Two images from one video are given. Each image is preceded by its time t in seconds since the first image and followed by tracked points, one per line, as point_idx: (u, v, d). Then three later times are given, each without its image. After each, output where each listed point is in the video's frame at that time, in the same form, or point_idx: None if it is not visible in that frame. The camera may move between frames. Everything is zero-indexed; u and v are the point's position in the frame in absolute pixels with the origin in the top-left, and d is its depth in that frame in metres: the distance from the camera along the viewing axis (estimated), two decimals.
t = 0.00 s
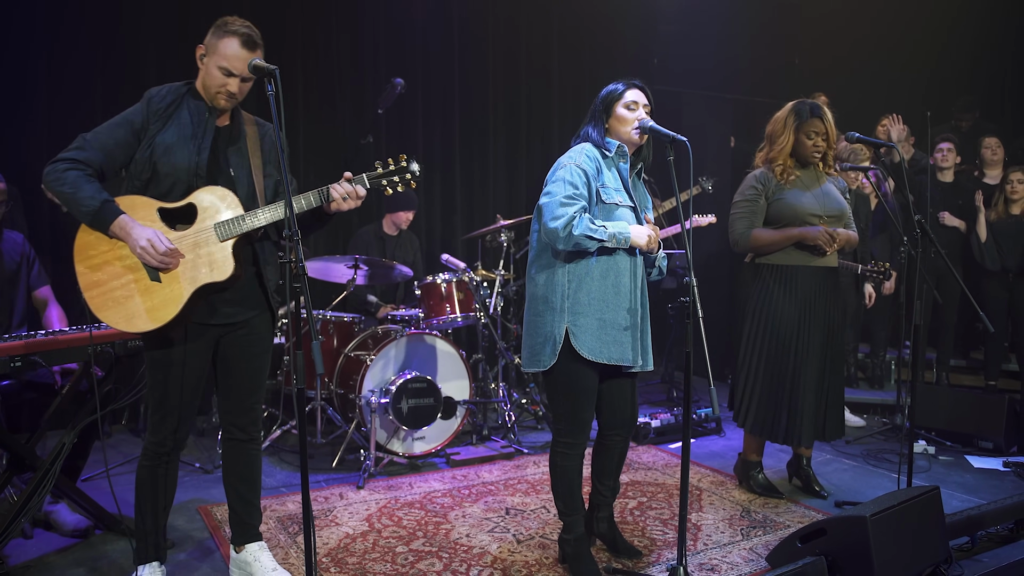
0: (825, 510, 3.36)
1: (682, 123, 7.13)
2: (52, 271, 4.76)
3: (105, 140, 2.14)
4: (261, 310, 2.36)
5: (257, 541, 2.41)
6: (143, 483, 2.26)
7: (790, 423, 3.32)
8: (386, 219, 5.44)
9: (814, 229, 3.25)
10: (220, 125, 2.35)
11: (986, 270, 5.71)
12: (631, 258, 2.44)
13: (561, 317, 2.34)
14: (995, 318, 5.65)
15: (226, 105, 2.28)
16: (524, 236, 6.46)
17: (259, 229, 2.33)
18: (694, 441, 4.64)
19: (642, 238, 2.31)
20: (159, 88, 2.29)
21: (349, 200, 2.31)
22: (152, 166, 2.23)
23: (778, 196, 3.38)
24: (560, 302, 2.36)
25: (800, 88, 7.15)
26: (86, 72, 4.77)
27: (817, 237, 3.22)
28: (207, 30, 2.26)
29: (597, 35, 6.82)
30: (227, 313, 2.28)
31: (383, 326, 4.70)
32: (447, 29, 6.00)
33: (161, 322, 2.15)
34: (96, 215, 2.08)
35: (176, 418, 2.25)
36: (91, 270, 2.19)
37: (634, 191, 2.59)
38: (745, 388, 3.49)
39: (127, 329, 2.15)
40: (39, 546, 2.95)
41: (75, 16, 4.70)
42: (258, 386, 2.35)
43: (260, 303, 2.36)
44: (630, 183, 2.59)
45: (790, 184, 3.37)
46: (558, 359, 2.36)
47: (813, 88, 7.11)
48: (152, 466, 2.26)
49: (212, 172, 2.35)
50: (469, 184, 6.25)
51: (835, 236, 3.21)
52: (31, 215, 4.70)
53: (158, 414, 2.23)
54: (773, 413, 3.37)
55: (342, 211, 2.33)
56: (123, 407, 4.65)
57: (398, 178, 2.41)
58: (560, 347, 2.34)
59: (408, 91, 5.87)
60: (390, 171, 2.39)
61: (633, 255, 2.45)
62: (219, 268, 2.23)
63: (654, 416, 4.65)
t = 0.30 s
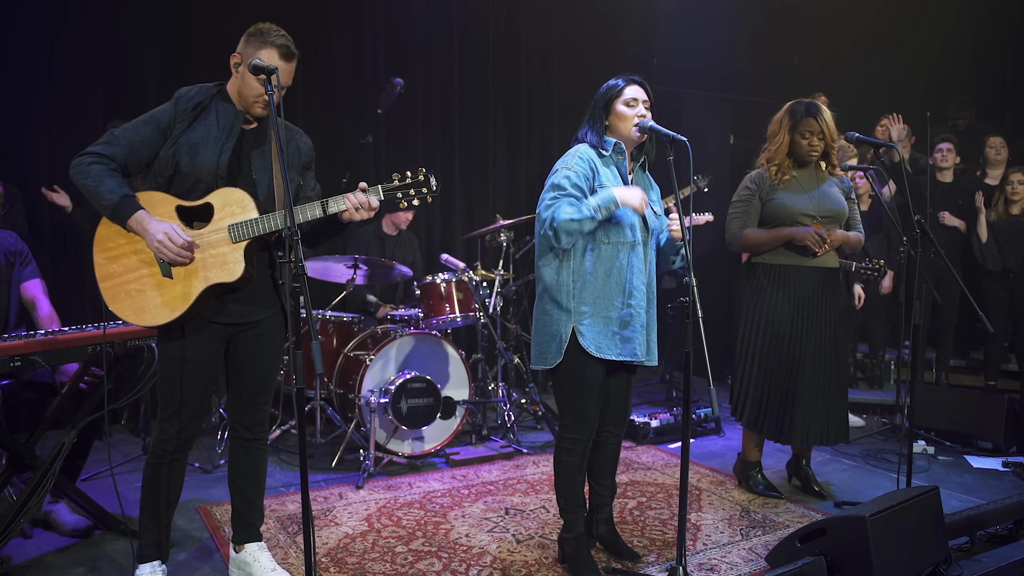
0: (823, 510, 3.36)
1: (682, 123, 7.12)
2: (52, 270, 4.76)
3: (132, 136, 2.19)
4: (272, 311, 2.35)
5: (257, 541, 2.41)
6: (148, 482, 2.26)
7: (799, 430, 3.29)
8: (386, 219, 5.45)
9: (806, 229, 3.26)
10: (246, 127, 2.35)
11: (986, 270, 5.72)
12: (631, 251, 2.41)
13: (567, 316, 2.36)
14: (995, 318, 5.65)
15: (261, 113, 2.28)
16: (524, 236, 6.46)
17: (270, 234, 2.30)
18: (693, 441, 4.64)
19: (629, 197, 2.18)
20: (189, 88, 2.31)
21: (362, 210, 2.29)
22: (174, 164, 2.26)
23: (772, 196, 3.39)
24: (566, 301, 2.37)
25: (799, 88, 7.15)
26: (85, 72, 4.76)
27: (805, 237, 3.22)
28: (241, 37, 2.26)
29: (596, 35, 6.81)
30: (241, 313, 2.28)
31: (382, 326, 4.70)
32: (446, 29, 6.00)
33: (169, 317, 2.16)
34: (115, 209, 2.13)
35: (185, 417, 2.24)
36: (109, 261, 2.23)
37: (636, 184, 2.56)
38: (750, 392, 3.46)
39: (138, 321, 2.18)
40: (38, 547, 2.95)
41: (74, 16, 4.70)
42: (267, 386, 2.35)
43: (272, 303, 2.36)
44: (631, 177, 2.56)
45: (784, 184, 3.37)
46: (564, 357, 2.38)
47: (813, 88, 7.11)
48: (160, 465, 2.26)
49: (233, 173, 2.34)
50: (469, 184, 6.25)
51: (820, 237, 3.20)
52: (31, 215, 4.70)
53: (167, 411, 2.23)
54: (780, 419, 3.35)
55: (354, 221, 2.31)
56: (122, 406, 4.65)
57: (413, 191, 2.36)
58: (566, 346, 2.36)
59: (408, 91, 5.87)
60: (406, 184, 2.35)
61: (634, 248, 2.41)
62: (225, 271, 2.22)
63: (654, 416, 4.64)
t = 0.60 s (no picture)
0: (823, 510, 3.36)
1: (681, 123, 7.13)
2: (51, 271, 4.76)
3: (142, 133, 2.20)
4: (273, 311, 2.35)
5: (256, 542, 2.41)
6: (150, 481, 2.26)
7: (792, 425, 3.33)
8: (385, 219, 5.44)
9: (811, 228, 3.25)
10: (256, 127, 2.33)
11: (985, 271, 5.72)
12: (628, 245, 2.40)
13: (566, 309, 2.38)
14: (994, 318, 5.66)
15: (259, 105, 2.26)
16: (523, 236, 6.46)
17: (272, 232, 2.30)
18: (692, 441, 4.64)
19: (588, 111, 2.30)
20: (201, 87, 2.32)
21: (364, 206, 2.28)
22: (183, 161, 2.26)
23: (773, 196, 3.39)
24: (565, 296, 2.39)
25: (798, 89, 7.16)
26: (84, 74, 4.77)
27: (809, 236, 3.22)
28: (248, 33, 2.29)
29: (595, 35, 6.80)
30: (244, 313, 2.28)
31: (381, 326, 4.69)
32: (446, 29, 6.00)
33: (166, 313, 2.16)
34: (121, 202, 2.13)
35: (187, 417, 2.24)
36: (113, 255, 2.26)
37: (635, 183, 2.55)
38: (746, 386, 3.48)
39: (141, 315, 2.19)
40: (38, 548, 2.94)
41: (73, 17, 4.70)
42: (269, 387, 2.35)
43: (275, 303, 2.35)
44: (629, 176, 2.55)
45: (785, 184, 3.37)
46: (565, 351, 2.39)
47: (812, 88, 7.12)
48: (162, 463, 2.26)
49: (240, 171, 2.35)
50: (468, 185, 6.25)
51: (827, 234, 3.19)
52: (30, 216, 4.69)
53: (169, 411, 2.23)
54: (774, 414, 3.37)
55: (356, 217, 2.31)
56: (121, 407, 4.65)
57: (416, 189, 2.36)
58: (566, 340, 2.38)
59: (407, 92, 5.86)
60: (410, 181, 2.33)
61: (630, 242, 2.41)
62: (224, 267, 2.21)
63: (653, 416, 4.65)
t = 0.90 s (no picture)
0: (822, 509, 3.36)
1: (680, 123, 7.13)
2: (50, 272, 4.76)
3: (143, 132, 2.20)
4: (272, 312, 2.35)
5: (254, 543, 2.41)
6: (149, 481, 2.26)
7: (789, 426, 3.34)
8: (382, 219, 5.44)
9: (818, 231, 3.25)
10: (254, 131, 2.33)
11: (983, 271, 5.72)
12: (623, 251, 2.40)
13: (567, 318, 2.39)
14: (992, 318, 5.66)
15: (258, 116, 2.28)
16: (521, 236, 6.46)
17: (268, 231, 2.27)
18: (690, 441, 4.64)
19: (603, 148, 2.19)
20: (202, 89, 2.32)
21: (361, 211, 2.27)
22: (182, 160, 2.26)
23: (780, 196, 3.37)
24: (565, 304, 2.40)
25: (796, 89, 7.16)
26: (81, 73, 4.75)
27: (821, 237, 3.24)
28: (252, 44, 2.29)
29: (594, 35, 6.81)
30: (241, 313, 2.27)
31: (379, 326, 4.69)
32: (444, 30, 6.00)
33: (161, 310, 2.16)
34: (119, 200, 2.13)
35: (186, 417, 2.24)
36: (110, 252, 2.27)
37: (635, 184, 2.53)
38: (744, 384, 3.49)
39: (137, 311, 2.20)
40: (37, 548, 2.93)
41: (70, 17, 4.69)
42: (267, 387, 2.34)
43: (272, 304, 2.35)
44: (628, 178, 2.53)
45: (790, 184, 3.37)
46: (567, 358, 2.41)
47: (811, 88, 7.12)
48: (161, 464, 2.25)
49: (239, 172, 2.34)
50: (466, 185, 6.25)
51: (840, 236, 3.24)
52: (28, 217, 4.69)
53: (167, 410, 2.23)
54: (772, 416, 3.38)
55: (354, 221, 2.29)
56: (120, 408, 4.65)
57: (414, 196, 2.35)
58: (567, 349, 2.39)
59: (406, 92, 5.86)
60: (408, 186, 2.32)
61: (626, 247, 2.40)
62: (217, 266, 2.21)
63: (652, 416, 4.65)
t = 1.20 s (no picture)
0: (820, 509, 3.36)
1: (678, 123, 7.13)
2: (48, 273, 4.75)
3: (136, 132, 2.20)
4: (266, 311, 2.34)
5: (252, 543, 2.41)
6: (145, 481, 2.25)
7: (789, 429, 3.33)
8: (378, 219, 5.44)
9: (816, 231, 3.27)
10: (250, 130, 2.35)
11: (981, 271, 5.72)
12: (619, 255, 2.41)
13: (565, 322, 2.39)
14: (990, 317, 5.66)
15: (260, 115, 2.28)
16: (520, 236, 6.45)
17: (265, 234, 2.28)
18: (689, 440, 4.64)
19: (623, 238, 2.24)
20: (196, 89, 2.32)
21: (354, 214, 2.27)
22: (176, 161, 2.26)
23: (785, 196, 3.35)
24: (563, 308, 2.40)
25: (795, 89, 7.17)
26: (78, 73, 4.74)
27: (826, 237, 3.25)
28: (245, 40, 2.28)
29: (593, 35, 6.80)
30: (235, 313, 2.27)
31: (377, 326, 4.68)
32: (442, 29, 5.99)
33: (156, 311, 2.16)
34: (113, 200, 2.12)
35: (181, 417, 2.24)
36: (103, 251, 2.26)
37: (631, 186, 2.54)
38: (744, 387, 3.48)
39: (131, 312, 2.19)
40: (35, 549, 2.93)
41: (68, 17, 4.68)
42: (262, 388, 2.34)
43: (268, 304, 2.35)
44: (625, 180, 2.54)
45: (793, 183, 3.37)
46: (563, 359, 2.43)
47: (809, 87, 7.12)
48: (156, 463, 2.26)
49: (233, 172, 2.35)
50: (465, 185, 6.25)
51: (836, 236, 3.25)
52: (26, 218, 4.68)
53: (160, 409, 2.23)
54: (772, 418, 3.37)
55: (347, 224, 2.30)
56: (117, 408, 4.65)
57: (409, 200, 2.34)
58: (561, 351, 2.41)
59: (404, 92, 5.86)
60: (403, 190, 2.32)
61: (621, 251, 2.41)
62: (213, 267, 2.21)
63: (650, 416, 4.65)
